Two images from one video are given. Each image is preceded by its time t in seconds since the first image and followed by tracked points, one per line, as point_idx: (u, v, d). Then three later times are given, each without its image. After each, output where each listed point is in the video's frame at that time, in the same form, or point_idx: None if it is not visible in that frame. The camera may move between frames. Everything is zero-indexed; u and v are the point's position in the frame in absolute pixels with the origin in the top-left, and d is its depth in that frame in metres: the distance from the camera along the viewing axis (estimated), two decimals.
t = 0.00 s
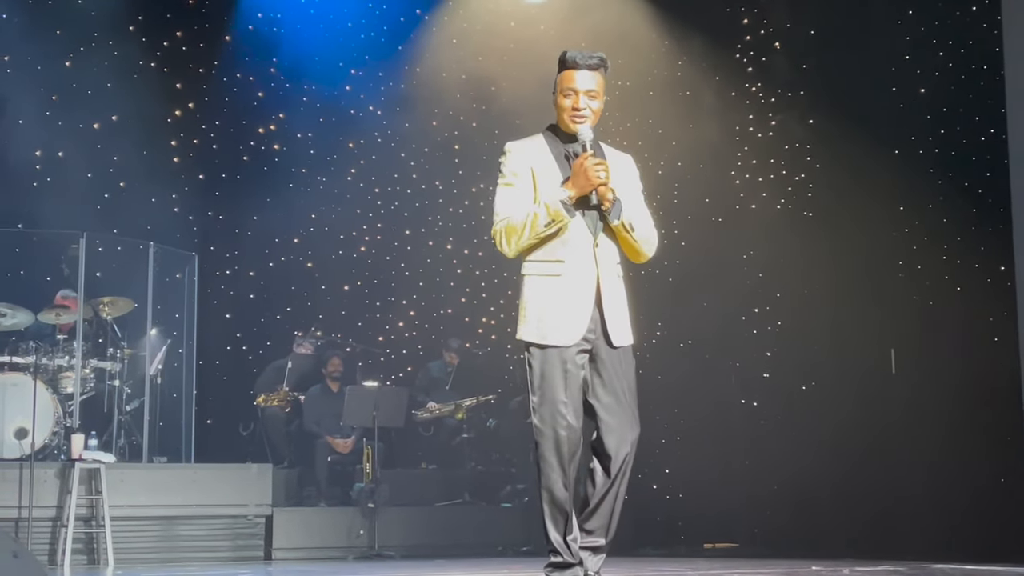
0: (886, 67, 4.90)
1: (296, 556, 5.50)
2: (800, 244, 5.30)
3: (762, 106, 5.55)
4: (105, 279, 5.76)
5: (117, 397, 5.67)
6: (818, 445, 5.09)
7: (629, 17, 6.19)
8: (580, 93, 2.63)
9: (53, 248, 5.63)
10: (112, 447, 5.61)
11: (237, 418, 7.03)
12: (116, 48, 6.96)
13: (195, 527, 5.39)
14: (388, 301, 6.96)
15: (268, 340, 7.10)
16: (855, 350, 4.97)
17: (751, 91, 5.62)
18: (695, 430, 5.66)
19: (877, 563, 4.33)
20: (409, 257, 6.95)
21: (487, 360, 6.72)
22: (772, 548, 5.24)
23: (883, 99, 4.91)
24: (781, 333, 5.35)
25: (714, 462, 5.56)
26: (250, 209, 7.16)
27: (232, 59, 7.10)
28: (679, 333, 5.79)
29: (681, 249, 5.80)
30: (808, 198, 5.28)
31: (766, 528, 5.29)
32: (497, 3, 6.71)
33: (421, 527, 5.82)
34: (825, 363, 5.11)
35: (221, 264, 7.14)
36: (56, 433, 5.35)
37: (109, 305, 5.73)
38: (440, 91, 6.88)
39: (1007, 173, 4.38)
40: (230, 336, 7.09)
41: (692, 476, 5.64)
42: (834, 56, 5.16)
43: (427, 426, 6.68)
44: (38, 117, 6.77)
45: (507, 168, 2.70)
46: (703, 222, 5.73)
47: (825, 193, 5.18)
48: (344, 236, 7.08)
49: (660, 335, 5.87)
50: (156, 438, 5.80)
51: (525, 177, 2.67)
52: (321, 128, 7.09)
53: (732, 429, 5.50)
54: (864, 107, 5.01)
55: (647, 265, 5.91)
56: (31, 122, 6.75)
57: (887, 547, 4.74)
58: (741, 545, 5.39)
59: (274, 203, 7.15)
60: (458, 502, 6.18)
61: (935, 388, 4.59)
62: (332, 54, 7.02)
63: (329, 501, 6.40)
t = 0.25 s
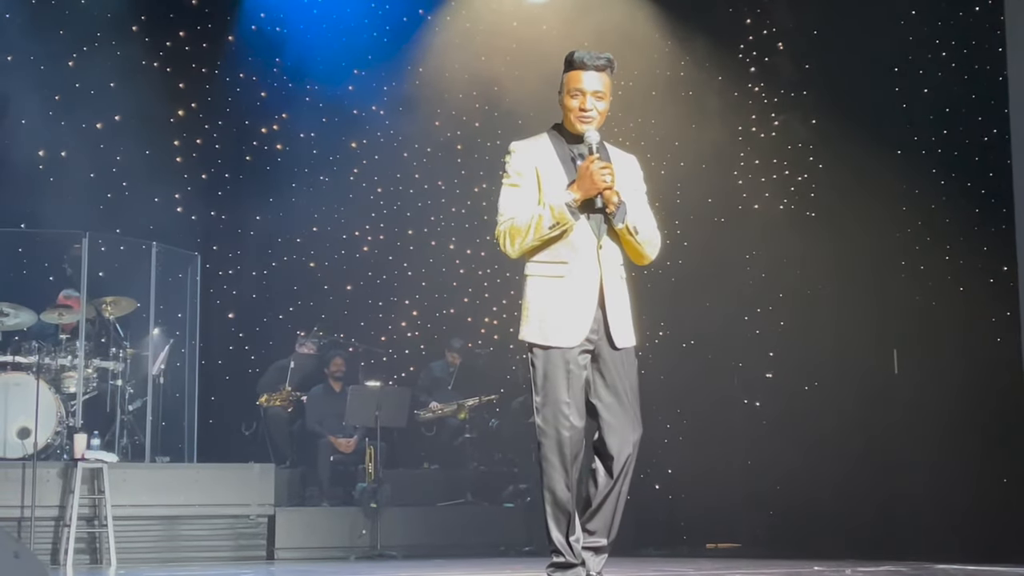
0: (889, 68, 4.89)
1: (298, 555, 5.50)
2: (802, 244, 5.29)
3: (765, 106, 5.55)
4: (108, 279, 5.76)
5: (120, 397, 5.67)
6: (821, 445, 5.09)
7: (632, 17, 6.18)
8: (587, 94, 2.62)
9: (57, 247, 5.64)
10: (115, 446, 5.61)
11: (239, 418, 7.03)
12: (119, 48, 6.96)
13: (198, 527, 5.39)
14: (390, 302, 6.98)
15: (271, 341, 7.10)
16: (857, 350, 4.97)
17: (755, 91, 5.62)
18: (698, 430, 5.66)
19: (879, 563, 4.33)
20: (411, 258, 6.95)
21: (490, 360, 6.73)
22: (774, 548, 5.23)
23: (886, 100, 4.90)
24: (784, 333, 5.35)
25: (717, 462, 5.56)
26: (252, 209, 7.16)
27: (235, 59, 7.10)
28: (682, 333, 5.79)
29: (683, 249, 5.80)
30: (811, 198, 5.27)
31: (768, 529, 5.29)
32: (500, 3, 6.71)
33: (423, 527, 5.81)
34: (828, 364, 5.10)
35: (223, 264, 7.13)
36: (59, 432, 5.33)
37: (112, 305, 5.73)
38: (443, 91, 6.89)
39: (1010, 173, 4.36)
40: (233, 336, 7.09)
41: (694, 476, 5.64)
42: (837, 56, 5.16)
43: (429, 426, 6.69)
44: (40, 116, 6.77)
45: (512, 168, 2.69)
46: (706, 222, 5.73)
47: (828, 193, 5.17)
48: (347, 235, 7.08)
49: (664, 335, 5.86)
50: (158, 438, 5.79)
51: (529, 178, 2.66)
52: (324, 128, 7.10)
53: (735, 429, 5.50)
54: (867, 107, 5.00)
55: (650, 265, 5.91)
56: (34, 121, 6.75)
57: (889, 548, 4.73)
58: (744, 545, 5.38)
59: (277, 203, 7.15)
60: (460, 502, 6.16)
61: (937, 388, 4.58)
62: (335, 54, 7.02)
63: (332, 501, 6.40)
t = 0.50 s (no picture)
0: (891, 68, 4.89)
1: (300, 555, 5.49)
2: (803, 244, 5.29)
3: (767, 106, 5.54)
4: (110, 279, 5.75)
5: (121, 396, 5.67)
6: (823, 446, 5.08)
7: (634, 16, 6.18)
8: (592, 95, 2.62)
9: (59, 248, 5.66)
10: (117, 446, 5.62)
11: (241, 418, 7.03)
12: (121, 48, 6.96)
13: (200, 526, 5.40)
14: (392, 301, 6.96)
15: (273, 340, 7.11)
16: (859, 350, 4.96)
17: (757, 91, 5.62)
18: (700, 430, 5.65)
19: (881, 564, 4.33)
20: (414, 258, 6.94)
21: (492, 360, 6.73)
22: (776, 548, 5.23)
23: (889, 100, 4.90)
24: (786, 334, 5.34)
25: (718, 462, 5.56)
26: (254, 208, 7.16)
27: (237, 59, 7.11)
28: (684, 333, 5.79)
29: (685, 249, 5.80)
30: (813, 198, 5.27)
31: (769, 529, 5.29)
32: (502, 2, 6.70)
33: (425, 527, 5.81)
34: (830, 364, 5.10)
35: (226, 264, 7.14)
36: (61, 432, 5.33)
37: (114, 305, 5.70)
38: (446, 91, 6.88)
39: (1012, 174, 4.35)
40: (234, 335, 7.10)
41: (696, 476, 5.63)
42: (839, 56, 5.15)
43: (431, 426, 6.71)
44: (43, 116, 6.77)
45: (514, 168, 2.69)
46: (708, 222, 5.73)
47: (830, 193, 5.17)
48: (349, 235, 7.08)
49: (666, 335, 5.86)
50: (160, 438, 5.79)
51: (532, 178, 2.66)
52: (326, 128, 7.10)
53: (737, 430, 5.50)
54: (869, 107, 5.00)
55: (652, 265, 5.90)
56: (36, 121, 6.75)
57: (890, 548, 4.73)
58: (745, 545, 5.38)
59: (279, 203, 7.15)
60: (462, 502, 6.15)
61: (939, 388, 4.58)
62: (336, 54, 7.02)
63: (334, 501, 6.40)
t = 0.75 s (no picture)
0: (893, 68, 4.88)
1: (300, 555, 5.49)
2: (805, 243, 5.28)
3: (769, 106, 5.54)
4: (112, 279, 5.75)
5: (123, 396, 5.65)
6: (824, 446, 5.08)
7: (636, 15, 6.17)
8: (597, 89, 2.61)
9: (60, 246, 5.64)
10: (118, 445, 5.60)
11: (242, 417, 7.03)
12: (123, 47, 6.97)
13: (201, 526, 5.40)
14: (394, 301, 6.96)
15: (274, 340, 7.12)
16: (861, 349, 4.96)
17: (759, 91, 5.61)
18: (703, 430, 5.65)
19: (883, 563, 4.34)
20: (416, 258, 6.93)
21: (494, 360, 6.72)
22: (777, 548, 5.23)
23: (891, 99, 4.89)
24: (788, 333, 5.34)
25: (720, 462, 5.55)
26: (256, 208, 7.17)
27: (239, 58, 7.13)
28: (686, 333, 5.78)
29: (687, 248, 5.80)
30: (814, 198, 5.26)
31: (771, 529, 5.28)
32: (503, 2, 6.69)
33: (426, 527, 5.80)
34: (832, 364, 5.10)
35: (227, 263, 7.15)
36: (62, 432, 5.33)
37: (116, 304, 5.70)
38: (447, 91, 6.86)
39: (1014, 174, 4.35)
40: (236, 335, 7.12)
41: (697, 476, 5.63)
42: (840, 56, 5.15)
43: (432, 426, 6.67)
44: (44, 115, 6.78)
45: (517, 165, 2.68)
46: (710, 222, 5.73)
47: (832, 193, 5.16)
48: (351, 235, 7.08)
49: (667, 335, 5.84)
50: (162, 437, 5.79)
51: (536, 176, 2.66)
52: (327, 127, 7.10)
53: (739, 429, 5.49)
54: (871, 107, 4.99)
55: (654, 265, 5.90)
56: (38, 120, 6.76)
57: (891, 549, 4.73)
58: (747, 545, 5.38)
59: (281, 202, 7.15)
60: (463, 502, 6.13)
61: (941, 388, 4.58)
62: (338, 54, 7.02)
63: (335, 501, 6.40)
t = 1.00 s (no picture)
0: (894, 67, 4.88)
1: (301, 555, 5.49)
2: (806, 243, 5.29)
3: (770, 106, 5.53)
4: (112, 278, 5.74)
5: (124, 395, 5.65)
6: (825, 446, 5.08)
7: (638, 15, 6.16)
8: (601, 88, 2.61)
9: (61, 246, 5.62)
10: (119, 445, 5.60)
11: (243, 417, 7.04)
12: (124, 47, 6.98)
13: (202, 526, 5.40)
14: (394, 301, 6.96)
15: (275, 340, 7.13)
16: (862, 349, 4.96)
17: (760, 91, 5.61)
18: (704, 429, 5.64)
19: (883, 563, 4.34)
20: (417, 257, 6.93)
21: (494, 360, 6.71)
22: (778, 548, 5.23)
23: (892, 99, 4.89)
24: (788, 333, 5.34)
25: (719, 461, 5.56)
26: (257, 208, 7.17)
27: (240, 58, 7.14)
28: (686, 333, 5.79)
29: (688, 249, 5.81)
30: (815, 198, 5.26)
31: (771, 528, 5.29)
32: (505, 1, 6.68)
33: (426, 527, 5.80)
34: (832, 363, 5.09)
35: (228, 263, 7.16)
36: (63, 431, 5.32)
37: (117, 304, 5.71)
38: (448, 90, 6.85)
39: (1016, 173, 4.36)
40: (237, 334, 7.13)
41: (698, 476, 5.63)
42: (841, 56, 5.14)
43: (433, 426, 6.68)
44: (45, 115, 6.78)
45: (519, 166, 2.68)
46: (711, 222, 5.73)
47: (833, 193, 5.16)
48: (351, 235, 7.08)
49: (668, 335, 5.86)
50: (163, 437, 5.80)
51: (538, 178, 2.65)
52: (328, 127, 7.10)
53: (740, 430, 5.50)
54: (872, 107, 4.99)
55: (655, 264, 5.91)
56: (39, 120, 6.76)
57: (890, 549, 4.74)
58: (748, 545, 5.38)
59: (282, 202, 7.15)
60: (464, 502, 6.13)
61: (941, 388, 4.58)
62: (339, 54, 7.02)
63: (336, 500, 6.41)
